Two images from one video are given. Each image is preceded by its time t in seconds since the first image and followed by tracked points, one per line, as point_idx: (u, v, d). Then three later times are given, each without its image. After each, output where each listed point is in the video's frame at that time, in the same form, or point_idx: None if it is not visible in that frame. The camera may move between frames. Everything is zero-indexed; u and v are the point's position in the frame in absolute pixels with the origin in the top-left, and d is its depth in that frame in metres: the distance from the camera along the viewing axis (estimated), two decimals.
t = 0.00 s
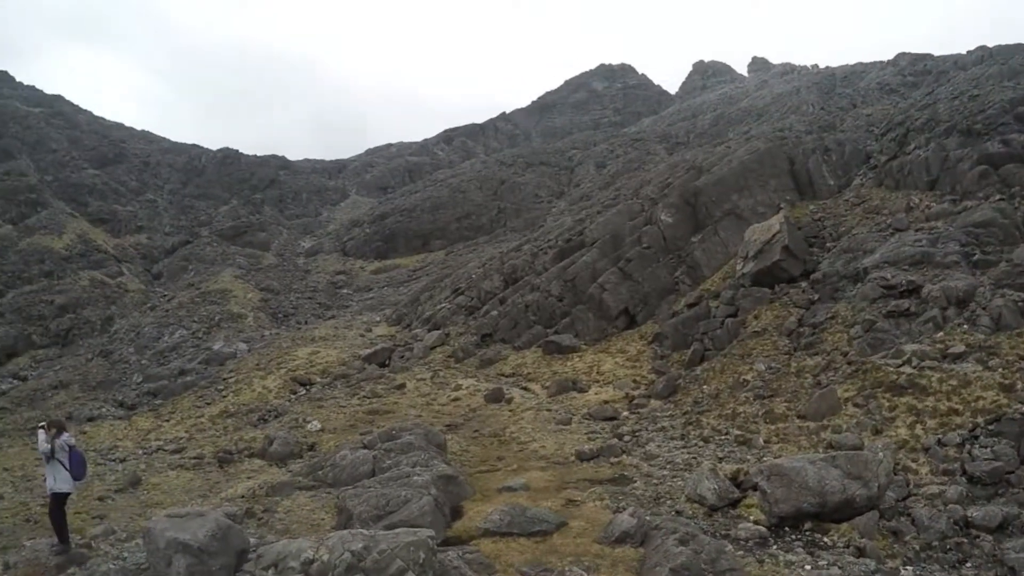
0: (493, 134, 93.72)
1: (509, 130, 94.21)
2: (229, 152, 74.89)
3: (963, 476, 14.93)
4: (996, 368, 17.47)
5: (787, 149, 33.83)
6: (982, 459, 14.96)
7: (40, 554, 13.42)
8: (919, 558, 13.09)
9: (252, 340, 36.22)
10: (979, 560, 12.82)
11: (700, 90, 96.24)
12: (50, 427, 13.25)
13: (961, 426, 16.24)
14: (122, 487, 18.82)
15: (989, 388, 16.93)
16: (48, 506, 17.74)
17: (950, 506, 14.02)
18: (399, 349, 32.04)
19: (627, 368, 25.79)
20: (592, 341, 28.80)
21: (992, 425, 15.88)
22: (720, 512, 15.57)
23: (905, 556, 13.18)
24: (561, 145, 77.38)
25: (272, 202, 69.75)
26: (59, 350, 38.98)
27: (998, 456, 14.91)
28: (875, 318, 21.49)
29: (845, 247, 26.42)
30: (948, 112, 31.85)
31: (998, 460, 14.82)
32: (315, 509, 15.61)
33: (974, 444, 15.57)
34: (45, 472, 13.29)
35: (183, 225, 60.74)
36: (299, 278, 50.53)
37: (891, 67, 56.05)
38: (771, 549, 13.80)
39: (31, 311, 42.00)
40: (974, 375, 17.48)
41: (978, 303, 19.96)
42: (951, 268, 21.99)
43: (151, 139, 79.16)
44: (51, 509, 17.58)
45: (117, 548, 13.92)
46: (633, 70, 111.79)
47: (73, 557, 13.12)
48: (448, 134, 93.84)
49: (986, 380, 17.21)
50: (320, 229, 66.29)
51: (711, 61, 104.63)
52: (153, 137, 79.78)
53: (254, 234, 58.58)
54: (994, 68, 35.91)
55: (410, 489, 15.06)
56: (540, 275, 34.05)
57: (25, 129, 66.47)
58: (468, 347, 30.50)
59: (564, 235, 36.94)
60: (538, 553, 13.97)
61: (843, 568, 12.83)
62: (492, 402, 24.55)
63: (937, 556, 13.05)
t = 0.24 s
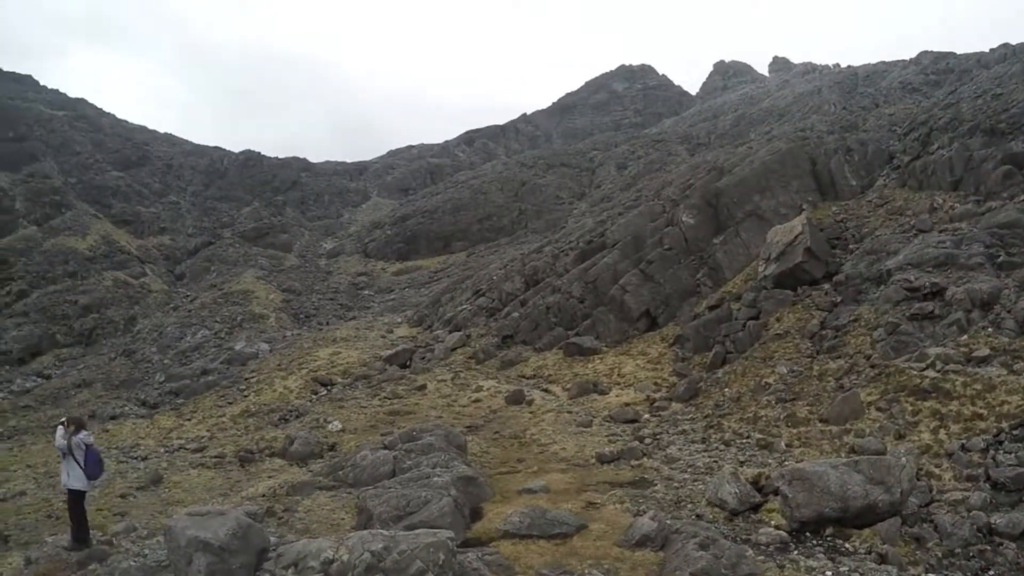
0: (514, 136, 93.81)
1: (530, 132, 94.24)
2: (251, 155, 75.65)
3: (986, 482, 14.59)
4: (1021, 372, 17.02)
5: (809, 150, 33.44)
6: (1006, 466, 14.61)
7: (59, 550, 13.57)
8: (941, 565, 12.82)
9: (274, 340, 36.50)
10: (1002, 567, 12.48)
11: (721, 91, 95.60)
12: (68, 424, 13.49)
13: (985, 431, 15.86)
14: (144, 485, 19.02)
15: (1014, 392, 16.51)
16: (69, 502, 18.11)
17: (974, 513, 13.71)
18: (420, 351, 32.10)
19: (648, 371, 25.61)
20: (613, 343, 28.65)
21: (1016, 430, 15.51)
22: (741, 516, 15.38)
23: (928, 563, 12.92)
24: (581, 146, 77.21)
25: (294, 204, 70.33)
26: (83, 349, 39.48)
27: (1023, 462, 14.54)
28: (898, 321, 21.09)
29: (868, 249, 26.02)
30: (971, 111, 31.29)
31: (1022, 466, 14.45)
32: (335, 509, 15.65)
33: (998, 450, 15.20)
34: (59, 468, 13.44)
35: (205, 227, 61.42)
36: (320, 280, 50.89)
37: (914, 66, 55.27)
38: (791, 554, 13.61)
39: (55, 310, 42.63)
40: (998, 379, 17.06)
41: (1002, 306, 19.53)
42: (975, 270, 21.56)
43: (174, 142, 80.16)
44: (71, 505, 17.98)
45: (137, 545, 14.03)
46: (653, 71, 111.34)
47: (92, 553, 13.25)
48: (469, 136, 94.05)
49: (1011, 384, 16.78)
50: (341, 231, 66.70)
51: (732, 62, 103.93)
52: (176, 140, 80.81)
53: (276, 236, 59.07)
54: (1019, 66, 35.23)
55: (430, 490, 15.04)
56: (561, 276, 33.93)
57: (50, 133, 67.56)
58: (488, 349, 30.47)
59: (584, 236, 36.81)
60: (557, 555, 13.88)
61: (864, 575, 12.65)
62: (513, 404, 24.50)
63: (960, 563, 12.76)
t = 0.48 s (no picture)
0: (532, 133, 93.71)
1: (549, 128, 94.06)
2: (271, 154, 76.25)
3: (1010, 481, 14.26)
4: None
5: (830, 144, 33.02)
6: None
7: (82, 545, 13.79)
8: (964, 565, 12.61)
9: (295, 338, 36.80)
10: None
11: (741, 85, 94.75)
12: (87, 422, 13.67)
13: (1009, 429, 15.49)
14: (166, 480, 19.28)
15: None
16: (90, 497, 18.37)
17: (997, 512, 13.42)
18: (440, 347, 32.20)
19: (669, 367, 25.47)
20: (634, 340, 28.52)
21: None
22: (762, 514, 15.26)
23: (949, 563, 12.73)
24: (600, 142, 76.93)
25: (314, 202, 70.80)
26: (106, 347, 40.01)
27: None
28: (920, 316, 20.72)
29: (890, 244, 25.62)
30: (994, 102, 30.66)
31: None
32: (356, 505, 15.75)
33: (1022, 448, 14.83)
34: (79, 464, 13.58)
35: (226, 226, 62.01)
36: (341, 277, 51.23)
37: (935, 58, 54.39)
38: (813, 553, 13.49)
39: (79, 309, 43.30)
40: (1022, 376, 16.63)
41: None
42: (999, 265, 21.14)
43: (195, 142, 81.01)
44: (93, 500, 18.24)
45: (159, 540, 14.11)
46: (671, 65, 110.63)
47: (114, 548, 13.42)
48: (488, 133, 94.06)
49: None
50: (361, 229, 67.04)
51: (751, 55, 102.99)
52: (196, 140, 81.68)
53: (297, 234, 59.49)
54: None
55: (452, 486, 15.07)
56: (581, 273, 33.83)
57: (71, 135, 68.59)
58: (509, 345, 30.48)
59: (604, 232, 36.66)
60: (578, 552, 13.86)
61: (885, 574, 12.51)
62: (533, 401, 24.49)
63: (982, 563, 12.53)
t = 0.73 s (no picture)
0: (554, 130, 93.51)
1: (570, 125, 93.81)
2: (294, 156, 76.95)
3: None
4: None
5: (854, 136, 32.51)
6: None
7: (111, 544, 14.04)
8: (993, 564, 12.35)
9: (320, 337, 37.11)
10: None
11: (762, 78, 93.77)
12: (118, 420, 13.86)
13: None
14: (194, 479, 19.56)
15: None
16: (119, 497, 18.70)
17: None
18: (466, 346, 32.28)
19: (694, 364, 25.29)
20: (658, 336, 28.37)
21: None
22: (789, 512, 15.09)
23: (978, 562, 12.48)
24: (622, 138, 76.54)
25: (337, 203, 71.30)
26: (134, 348, 40.64)
27: None
28: (948, 310, 20.28)
29: (916, 236, 25.15)
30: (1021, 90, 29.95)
31: None
32: (382, 503, 15.85)
33: None
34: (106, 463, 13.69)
35: (250, 228, 62.73)
36: (366, 277, 51.58)
37: (959, 46, 53.36)
38: (841, 551, 13.32)
39: (107, 312, 44.08)
40: None
41: None
42: None
43: (218, 146, 82.02)
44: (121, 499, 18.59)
45: (187, 538, 14.20)
46: (692, 60, 109.80)
47: (142, 547, 13.60)
48: (509, 131, 94.10)
49: None
50: (385, 229, 67.41)
51: (772, 48, 101.85)
52: (220, 144, 82.71)
53: (321, 235, 59.96)
54: None
55: (477, 484, 15.09)
56: (605, 269, 33.70)
57: (97, 141, 69.87)
58: (534, 343, 30.47)
59: (628, 229, 36.49)
60: (604, 550, 13.81)
61: (913, 573, 12.31)
62: (559, 398, 24.45)
63: (1012, 562, 12.25)
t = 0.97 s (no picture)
0: (573, 125, 93.26)
1: (590, 120, 93.44)
2: (315, 157, 77.50)
3: None
4: None
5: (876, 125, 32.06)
6: None
7: (140, 540, 14.05)
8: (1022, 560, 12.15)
9: (344, 336, 37.40)
10: None
11: (782, 68, 92.74)
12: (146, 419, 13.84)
13: None
14: (220, 478, 19.81)
15: None
16: (147, 495, 18.98)
17: None
18: (489, 343, 32.34)
19: (719, 358, 25.11)
20: (682, 331, 28.20)
21: None
22: (815, 507, 14.92)
23: (1007, 557, 12.28)
24: (642, 132, 76.12)
25: (359, 202, 71.71)
26: (159, 349, 41.22)
27: None
28: (975, 301, 19.91)
29: (941, 226, 24.72)
30: None
31: None
32: (407, 499, 15.93)
33: None
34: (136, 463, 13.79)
35: (272, 229, 63.32)
36: (388, 275, 51.87)
37: (981, 31, 52.40)
38: (867, 546, 13.12)
39: (133, 314, 44.73)
40: None
41: None
42: None
43: (239, 148, 82.85)
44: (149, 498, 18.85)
45: (215, 536, 14.21)
46: (710, 52, 108.93)
47: (170, 544, 13.58)
48: (528, 127, 94.00)
49: None
50: (407, 227, 67.68)
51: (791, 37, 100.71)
52: (241, 146, 83.55)
53: (343, 234, 60.37)
54: None
55: (502, 480, 15.11)
56: (627, 264, 33.55)
57: (119, 147, 70.93)
58: (557, 338, 30.44)
59: (649, 223, 36.30)
60: (629, 545, 13.77)
61: (940, 569, 12.09)
62: (583, 394, 24.41)
63: None
